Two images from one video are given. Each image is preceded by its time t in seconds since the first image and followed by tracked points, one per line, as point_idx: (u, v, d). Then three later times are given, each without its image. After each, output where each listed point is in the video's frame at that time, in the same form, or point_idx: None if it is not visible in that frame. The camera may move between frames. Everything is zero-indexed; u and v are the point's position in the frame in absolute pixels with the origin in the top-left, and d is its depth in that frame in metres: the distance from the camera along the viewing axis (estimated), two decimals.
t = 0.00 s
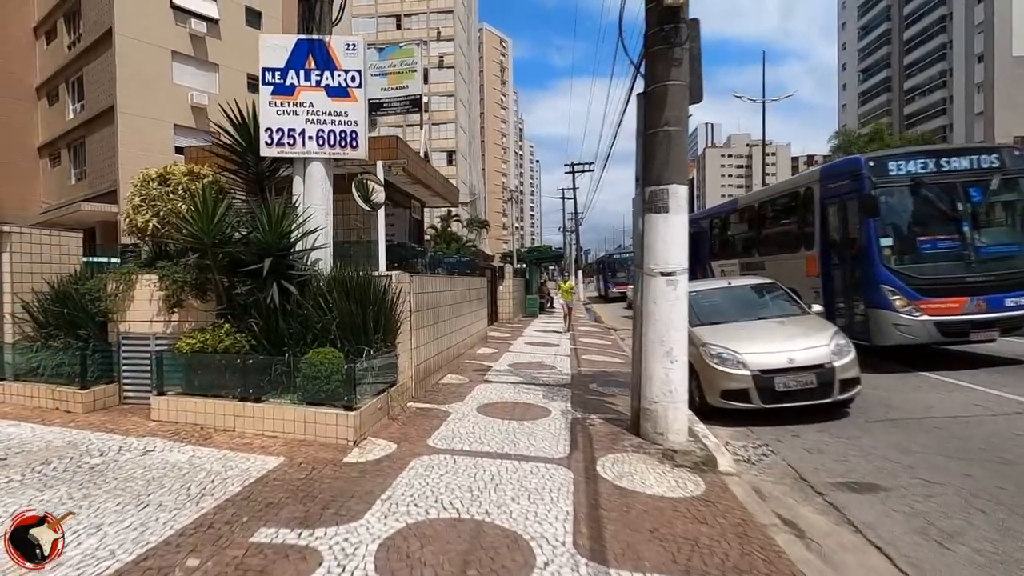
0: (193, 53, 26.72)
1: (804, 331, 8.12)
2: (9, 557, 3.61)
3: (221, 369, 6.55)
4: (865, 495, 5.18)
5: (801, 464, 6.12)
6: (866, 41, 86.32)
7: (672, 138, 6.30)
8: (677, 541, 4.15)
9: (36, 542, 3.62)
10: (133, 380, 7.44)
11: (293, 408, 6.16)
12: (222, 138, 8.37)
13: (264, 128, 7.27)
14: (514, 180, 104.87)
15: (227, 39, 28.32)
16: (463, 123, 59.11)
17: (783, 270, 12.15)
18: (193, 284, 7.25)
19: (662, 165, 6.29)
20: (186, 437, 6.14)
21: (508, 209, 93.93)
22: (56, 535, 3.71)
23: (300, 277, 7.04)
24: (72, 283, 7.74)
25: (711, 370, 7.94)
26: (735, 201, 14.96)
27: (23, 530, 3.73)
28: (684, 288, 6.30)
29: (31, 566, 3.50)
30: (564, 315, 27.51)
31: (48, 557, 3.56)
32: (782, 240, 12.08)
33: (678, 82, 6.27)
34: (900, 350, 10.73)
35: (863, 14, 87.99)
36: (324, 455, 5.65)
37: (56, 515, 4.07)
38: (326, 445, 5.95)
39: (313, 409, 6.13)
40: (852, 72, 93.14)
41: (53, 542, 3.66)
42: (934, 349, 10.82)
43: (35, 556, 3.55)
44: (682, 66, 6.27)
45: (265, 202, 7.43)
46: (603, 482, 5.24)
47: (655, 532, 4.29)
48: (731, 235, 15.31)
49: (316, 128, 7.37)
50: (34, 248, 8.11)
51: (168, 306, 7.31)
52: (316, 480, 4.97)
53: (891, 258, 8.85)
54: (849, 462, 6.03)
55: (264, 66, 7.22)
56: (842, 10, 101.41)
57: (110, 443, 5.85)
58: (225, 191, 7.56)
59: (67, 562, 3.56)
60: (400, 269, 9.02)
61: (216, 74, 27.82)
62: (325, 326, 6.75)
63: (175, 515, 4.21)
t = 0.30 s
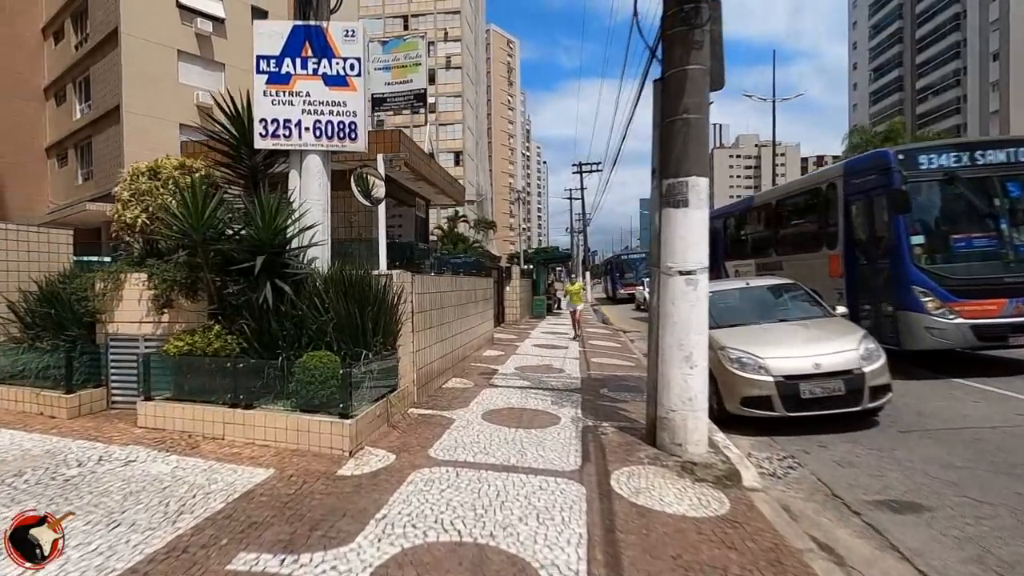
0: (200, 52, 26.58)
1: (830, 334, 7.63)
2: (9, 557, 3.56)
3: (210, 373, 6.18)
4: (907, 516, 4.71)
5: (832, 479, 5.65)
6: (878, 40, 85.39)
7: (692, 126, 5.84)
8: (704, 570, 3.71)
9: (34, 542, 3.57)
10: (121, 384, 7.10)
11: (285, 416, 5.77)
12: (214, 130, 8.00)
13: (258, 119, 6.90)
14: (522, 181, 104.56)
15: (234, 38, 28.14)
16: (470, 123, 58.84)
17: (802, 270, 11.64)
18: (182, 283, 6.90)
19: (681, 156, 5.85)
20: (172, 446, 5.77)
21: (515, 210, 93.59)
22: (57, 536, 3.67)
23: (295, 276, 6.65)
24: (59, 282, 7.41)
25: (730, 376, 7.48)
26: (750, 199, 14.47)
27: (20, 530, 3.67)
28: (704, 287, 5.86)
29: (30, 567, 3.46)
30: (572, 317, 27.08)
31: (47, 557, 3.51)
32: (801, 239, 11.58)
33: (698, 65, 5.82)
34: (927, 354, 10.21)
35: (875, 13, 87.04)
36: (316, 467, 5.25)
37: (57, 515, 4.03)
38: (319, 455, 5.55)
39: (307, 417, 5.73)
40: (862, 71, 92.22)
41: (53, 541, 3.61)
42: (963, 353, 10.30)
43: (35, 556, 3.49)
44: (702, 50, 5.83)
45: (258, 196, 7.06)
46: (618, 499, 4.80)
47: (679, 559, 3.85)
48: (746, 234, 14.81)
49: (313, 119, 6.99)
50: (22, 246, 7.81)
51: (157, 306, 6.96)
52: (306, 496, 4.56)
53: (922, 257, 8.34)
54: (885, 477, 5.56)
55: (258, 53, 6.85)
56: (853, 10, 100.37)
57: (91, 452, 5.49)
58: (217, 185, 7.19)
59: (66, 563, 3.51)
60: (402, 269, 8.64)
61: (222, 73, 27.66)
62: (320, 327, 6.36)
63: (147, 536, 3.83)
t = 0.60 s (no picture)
0: (212, 53, 26.49)
1: (868, 341, 7.06)
2: (9, 557, 3.58)
3: (201, 380, 5.79)
4: (971, 550, 4.17)
5: (878, 503, 5.11)
6: (897, 37, 83.75)
7: (721, 113, 5.34)
8: None
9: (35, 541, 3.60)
10: (114, 391, 6.76)
11: (279, 428, 5.36)
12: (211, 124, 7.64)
13: (256, 112, 6.53)
14: (535, 182, 104.05)
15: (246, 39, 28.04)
16: (483, 124, 58.52)
17: (830, 271, 11.03)
18: (175, 285, 6.53)
19: (710, 146, 5.36)
20: (160, 459, 5.39)
21: (527, 210, 93.04)
22: (57, 536, 3.69)
23: (294, 278, 6.26)
24: (50, 283, 7.09)
25: (759, 385, 6.93)
26: (773, 196, 13.86)
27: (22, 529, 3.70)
28: (734, 289, 5.35)
29: (30, 567, 3.47)
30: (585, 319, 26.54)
31: (47, 557, 3.53)
32: (829, 238, 10.97)
33: (728, 47, 5.32)
34: (968, 362, 9.56)
35: (894, 9, 85.39)
36: (310, 485, 4.84)
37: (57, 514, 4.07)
38: (315, 472, 5.13)
39: (303, 429, 5.32)
40: (881, 69, 90.58)
41: (52, 542, 3.63)
42: (1008, 361, 9.63)
43: (35, 556, 3.52)
44: (733, 31, 5.33)
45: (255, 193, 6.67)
46: (642, 526, 4.31)
47: None
48: (768, 233, 14.19)
49: (313, 111, 6.60)
50: (15, 246, 7.51)
51: (149, 309, 6.61)
52: (296, 521, 4.13)
53: (968, 258, 7.74)
54: (938, 502, 5.02)
55: (256, 42, 6.48)
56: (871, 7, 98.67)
57: (73, 466, 5.14)
58: (214, 182, 6.83)
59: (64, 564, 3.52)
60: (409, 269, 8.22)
61: (234, 74, 27.56)
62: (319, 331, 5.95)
63: (116, 569, 3.43)
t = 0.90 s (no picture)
0: (231, 54, 26.51)
1: (920, 347, 6.44)
2: (9, 556, 3.52)
3: (199, 386, 5.46)
4: None
5: (944, 531, 4.54)
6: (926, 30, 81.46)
7: (763, 95, 4.82)
8: None
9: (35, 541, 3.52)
10: (115, 396, 6.49)
11: (281, 439, 4.99)
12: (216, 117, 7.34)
13: (260, 102, 6.18)
14: (553, 182, 103.45)
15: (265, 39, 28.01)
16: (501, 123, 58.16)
17: (870, 270, 10.36)
18: (175, 285, 6.22)
19: (750, 131, 4.84)
20: (154, 471, 5.05)
21: (545, 210, 92.50)
22: (57, 535, 3.60)
23: (298, 278, 5.90)
24: (51, 283, 6.84)
25: (799, 395, 6.37)
26: (806, 192, 13.18)
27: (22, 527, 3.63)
28: (777, 290, 4.82)
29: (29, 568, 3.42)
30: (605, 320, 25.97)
31: (47, 557, 3.48)
32: (870, 235, 10.29)
33: (771, 21, 4.79)
34: None
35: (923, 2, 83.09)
36: (311, 503, 4.45)
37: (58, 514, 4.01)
38: (318, 488, 4.75)
39: (305, 442, 4.93)
40: (909, 63, 88.19)
41: (53, 542, 3.55)
42: None
43: (34, 556, 3.46)
44: (776, 3, 4.80)
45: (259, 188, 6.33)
46: (678, 558, 3.82)
47: None
48: (800, 231, 13.51)
49: (320, 101, 6.23)
50: (17, 245, 7.29)
51: (149, 310, 6.31)
52: (293, 547, 3.73)
53: None
54: (1013, 532, 4.44)
55: (261, 29, 6.14)
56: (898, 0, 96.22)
57: (64, 478, 4.83)
58: (216, 177, 6.51)
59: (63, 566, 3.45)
60: (422, 267, 7.82)
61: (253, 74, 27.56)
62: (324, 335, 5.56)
63: None
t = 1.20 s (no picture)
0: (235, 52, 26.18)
1: (965, 353, 5.90)
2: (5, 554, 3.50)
3: (179, 396, 5.04)
4: None
5: (1003, 561, 4.04)
6: (939, 25, 80.20)
7: (798, 73, 4.32)
8: None
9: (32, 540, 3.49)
10: (95, 404, 6.10)
11: (266, 454, 4.55)
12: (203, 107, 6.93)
13: (248, 89, 5.75)
14: (560, 181, 102.83)
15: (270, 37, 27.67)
16: (508, 122, 57.65)
17: (901, 269, 9.77)
18: (156, 285, 5.80)
19: (784, 114, 4.34)
20: (129, 489, 4.64)
21: (553, 210, 91.97)
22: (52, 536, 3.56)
23: (287, 278, 5.47)
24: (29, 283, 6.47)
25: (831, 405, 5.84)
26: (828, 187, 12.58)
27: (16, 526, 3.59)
28: (814, 289, 4.32)
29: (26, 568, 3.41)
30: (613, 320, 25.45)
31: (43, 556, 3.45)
32: (901, 232, 9.72)
33: None
34: None
35: None
36: (296, 527, 4.03)
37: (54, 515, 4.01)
38: (304, 509, 4.30)
39: (292, 458, 4.49)
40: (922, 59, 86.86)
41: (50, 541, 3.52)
42: None
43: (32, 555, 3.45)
44: None
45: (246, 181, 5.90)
46: None
47: None
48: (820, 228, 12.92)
49: (311, 89, 5.79)
50: None
51: (130, 313, 5.92)
52: None
53: None
54: None
55: (248, 11, 5.72)
56: None
57: (29, 497, 4.44)
58: (201, 171, 6.09)
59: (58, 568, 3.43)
60: (422, 266, 7.28)
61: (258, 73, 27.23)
62: (315, 340, 5.13)
63: None
